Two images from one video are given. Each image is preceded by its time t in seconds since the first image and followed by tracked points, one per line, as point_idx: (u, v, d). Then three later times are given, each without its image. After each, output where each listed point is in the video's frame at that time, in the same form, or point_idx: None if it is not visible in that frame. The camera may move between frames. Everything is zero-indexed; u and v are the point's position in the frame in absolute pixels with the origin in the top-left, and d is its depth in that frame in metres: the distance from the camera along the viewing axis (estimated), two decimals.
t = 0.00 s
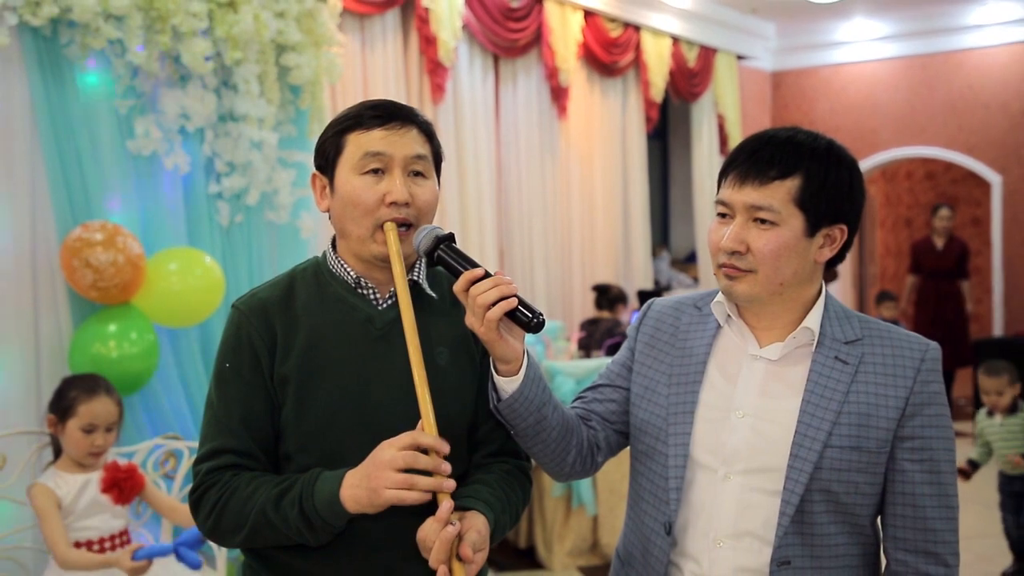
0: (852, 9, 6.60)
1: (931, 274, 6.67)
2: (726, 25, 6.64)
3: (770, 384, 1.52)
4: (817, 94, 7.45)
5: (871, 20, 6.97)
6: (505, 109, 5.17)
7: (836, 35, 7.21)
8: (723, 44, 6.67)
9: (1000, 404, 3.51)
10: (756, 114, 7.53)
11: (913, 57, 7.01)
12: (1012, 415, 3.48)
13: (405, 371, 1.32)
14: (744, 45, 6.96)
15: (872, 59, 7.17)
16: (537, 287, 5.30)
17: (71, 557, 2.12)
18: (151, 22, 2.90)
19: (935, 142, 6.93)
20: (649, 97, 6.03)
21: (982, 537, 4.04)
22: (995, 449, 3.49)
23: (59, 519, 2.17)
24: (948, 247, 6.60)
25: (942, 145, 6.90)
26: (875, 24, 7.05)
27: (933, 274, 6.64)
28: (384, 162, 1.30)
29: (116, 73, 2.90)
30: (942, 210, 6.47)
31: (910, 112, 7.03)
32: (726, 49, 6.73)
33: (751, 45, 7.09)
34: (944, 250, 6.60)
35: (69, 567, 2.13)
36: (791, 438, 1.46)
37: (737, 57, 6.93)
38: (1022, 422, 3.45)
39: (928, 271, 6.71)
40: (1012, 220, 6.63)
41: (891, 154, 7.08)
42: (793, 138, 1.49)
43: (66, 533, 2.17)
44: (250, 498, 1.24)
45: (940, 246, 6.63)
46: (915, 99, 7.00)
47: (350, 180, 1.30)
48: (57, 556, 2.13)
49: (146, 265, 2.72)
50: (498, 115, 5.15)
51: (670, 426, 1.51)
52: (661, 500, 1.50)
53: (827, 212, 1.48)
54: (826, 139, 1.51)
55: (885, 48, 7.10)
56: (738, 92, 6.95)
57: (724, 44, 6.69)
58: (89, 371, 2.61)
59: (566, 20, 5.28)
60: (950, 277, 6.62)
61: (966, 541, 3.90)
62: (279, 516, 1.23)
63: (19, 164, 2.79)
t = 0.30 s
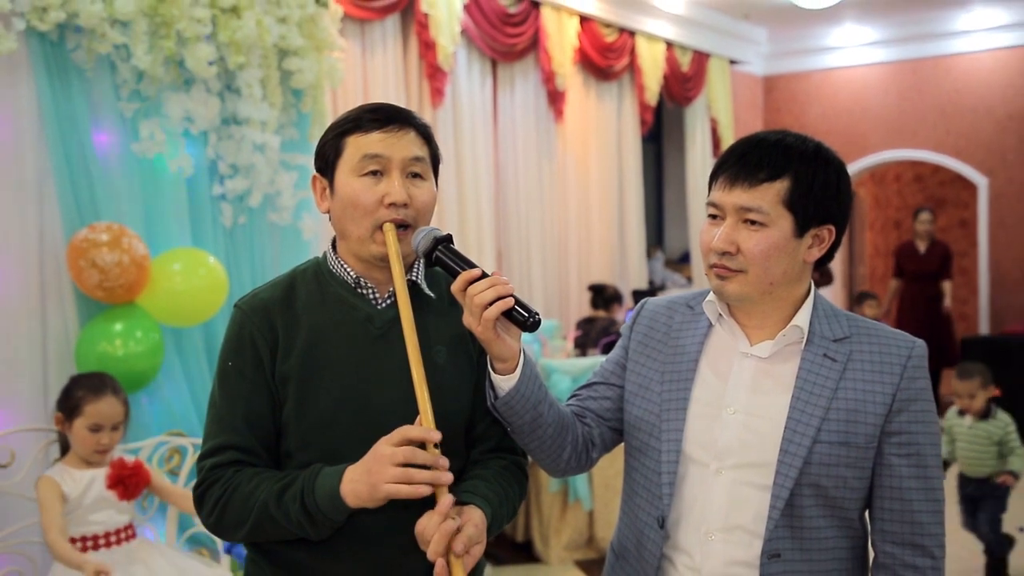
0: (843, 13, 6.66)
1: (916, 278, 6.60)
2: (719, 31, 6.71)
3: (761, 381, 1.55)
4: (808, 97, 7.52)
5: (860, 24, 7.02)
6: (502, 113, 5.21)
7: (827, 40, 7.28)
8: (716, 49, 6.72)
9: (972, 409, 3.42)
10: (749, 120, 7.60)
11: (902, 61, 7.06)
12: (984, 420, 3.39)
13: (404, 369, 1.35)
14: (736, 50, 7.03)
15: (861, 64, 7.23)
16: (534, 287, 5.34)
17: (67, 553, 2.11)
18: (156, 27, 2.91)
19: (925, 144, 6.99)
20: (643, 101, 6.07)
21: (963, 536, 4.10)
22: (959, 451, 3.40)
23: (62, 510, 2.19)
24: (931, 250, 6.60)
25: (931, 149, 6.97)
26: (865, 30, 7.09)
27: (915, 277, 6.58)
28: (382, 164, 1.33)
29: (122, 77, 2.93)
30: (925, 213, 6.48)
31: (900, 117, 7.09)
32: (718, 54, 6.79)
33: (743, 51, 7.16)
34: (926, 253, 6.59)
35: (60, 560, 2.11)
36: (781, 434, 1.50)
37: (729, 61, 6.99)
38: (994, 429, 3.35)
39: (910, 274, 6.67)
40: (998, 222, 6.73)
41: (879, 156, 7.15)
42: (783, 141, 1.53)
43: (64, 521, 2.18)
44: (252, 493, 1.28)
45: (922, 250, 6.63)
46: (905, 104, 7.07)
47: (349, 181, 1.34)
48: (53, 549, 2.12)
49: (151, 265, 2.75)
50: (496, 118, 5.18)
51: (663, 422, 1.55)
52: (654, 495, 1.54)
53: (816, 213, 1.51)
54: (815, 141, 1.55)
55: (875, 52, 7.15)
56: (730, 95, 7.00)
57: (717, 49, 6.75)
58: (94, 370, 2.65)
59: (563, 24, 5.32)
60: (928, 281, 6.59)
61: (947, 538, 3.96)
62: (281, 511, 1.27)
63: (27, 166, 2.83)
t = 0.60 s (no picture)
0: (832, 18, 6.81)
1: (895, 276, 6.66)
2: (711, 37, 6.81)
3: (751, 377, 1.60)
4: (797, 99, 7.74)
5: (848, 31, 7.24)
6: (500, 116, 5.26)
7: (815, 45, 7.50)
8: (708, 55, 6.81)
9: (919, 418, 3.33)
10: (740, 121, 7.77)
11: (888, 67, 7.28)
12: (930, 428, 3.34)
13: (403, 366, 1.40)
14: (727, 55, 7.15)
15: (849, 69, 7.46)
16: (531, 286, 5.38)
17: (80, 548, 2.16)
18: (162, 33, 2.97)
19: (910, 147, 7.20)
20: (638, 105, 6.13)
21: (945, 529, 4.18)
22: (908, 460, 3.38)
23: (75, 506, 2.23)
24: (913, 249, 6.64)
25: (915, 151, 7.18)
26: (854, 36, 7.30)
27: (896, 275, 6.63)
28: (383, 166, 1.37)
29: (129, 81, 2.98)
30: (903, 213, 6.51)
31: (886, 120, 7.32)
32: (710, 60, 6.87)
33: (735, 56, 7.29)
34: (906, 251, 6.62)
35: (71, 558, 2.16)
36: (770, 428, 1.54)
37: (721, 66, 7.09)
38: (939, 436, 3.32)
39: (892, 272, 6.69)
40: (982, 221, 6.88)
41: (867, 159, 7.37)
42: (769, 143, 1.57)
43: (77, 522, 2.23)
44: (255, 487, 1.32)
45: (902, 248, 6.66)
46: (890, 108, 7.29)
47: (350, 182, 1.38)
48: (64, 544, 2.17)
49: (157, 264, 2.80)
50: (494, 121, 5.23)
51: (656, 418, 1.60)
52: (647, 488, 1.59)
53: (802, 213, 1.56)
54: (799, 143, 1.59)
55: (861, 57, 7.38)
56: (722, 98, 7.08)
57: (709, 54, 6.82)
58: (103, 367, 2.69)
59: (559, 30, 5.38)
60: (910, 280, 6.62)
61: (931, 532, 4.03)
62: (284, 504, 1.31)
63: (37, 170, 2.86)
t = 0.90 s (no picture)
0: (822, 23, 6.92)
1: (882, 278, 6.69)
2: (704, 42, 6.91)
3: (742, 373, 1.64)
4: (788, 103, 7.84)
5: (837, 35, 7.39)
6: (499, 119, 5.30)
7: (806, 50, 7.62)
8: (701, 59, 6.91)
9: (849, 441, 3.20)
10: (732, 125, 7.87)
11: (876, 72, 7.43)
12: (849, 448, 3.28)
13: (403, 362, 1.44)
14: (719, 59, 7.23)
15: (838, 72, 7.58)
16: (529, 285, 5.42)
17: (101, 539, 2.22)
18: (168, 38, 3.01)
19: (897, 149, 7.35)
20: (633, 108, 6.19)
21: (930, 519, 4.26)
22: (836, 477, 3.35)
23: (89, 500, 2.27)
24: (901, 252, 6.68)
25: (904, 153, 7.33)
26: (842, 41, 7.46)
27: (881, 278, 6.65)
28: (383, 166, 1.41)
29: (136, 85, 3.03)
30: (893, 216, 6.55)
31: (877, 123, 7.44)
32: (704, 64, 6.97)
33: (727, 60, 7.37)
34: (895, 253, 6.66)
35: (95, 550, 2.22)
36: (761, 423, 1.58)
37: (713, 71, 7.19)
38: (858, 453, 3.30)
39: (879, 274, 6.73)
40: (968, 221, 7.03)
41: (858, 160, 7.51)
42: (759, 145, 1.61)
43: (94, 516, 2.27)
44: (259, 480, 1.36)
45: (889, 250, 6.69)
46: (880, 110, 7.42)
47: (351, 183, 1.41)
48: (85, 536, 2.22)
49: (163, 264, 2.84)
50: (493, 124, 5.27)
51: (649, 413, 1.64)
52: (641, 481, 1.63)
53: (792, 213, 1.60)
54: (789, 146, 1.63)
55: (850, 62, 7.51)
56: (714, 99, 7.15)
57: (702, 58, 6.92)
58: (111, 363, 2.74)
59: (556, 34, 5.45)
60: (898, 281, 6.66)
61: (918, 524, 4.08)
62: (286, 497, 1.34)
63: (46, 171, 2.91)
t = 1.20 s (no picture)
0: (810, 29, 6.98)
1: (869, 276, 6.75)
2: (697, 47, 6.99)
3: (733, 369, 1.69)
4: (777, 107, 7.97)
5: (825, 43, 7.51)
6: (497, 123, 5.36)
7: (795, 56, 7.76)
8: (694, 64, 6.99)
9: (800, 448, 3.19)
10: (724, 128, 7.97)
11: (865, 76, 7.57)
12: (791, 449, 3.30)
13: (404, 358, 1.47)
14: (712, 63, 7.33)
15: (828, 77, 7.73)
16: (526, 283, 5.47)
17: (109, 529, 2.27)
18: (175, 42, 3.06)
19: (886, 152, 7.50)
20: (627, 111, 6.25)
21: (913, 508, 4.34)
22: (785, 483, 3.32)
23: (97, 492, 2.32)
24: (888, 250, 6.74)
25: (892, 155, 7.48)
26: (832, 47, 7.58)
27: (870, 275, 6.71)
28: (384, 167, 1.44)
29: (143, 89, 3.07)
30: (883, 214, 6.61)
31: (865, 126, 7.58)
32: (696, 69, 7.05)
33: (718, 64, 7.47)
34: (882, 252, 6.72)
35: (104, 539, 2.26)
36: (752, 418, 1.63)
37: (705, 75, 7.26)
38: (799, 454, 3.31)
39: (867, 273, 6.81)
40: (953, 224, 7.21)
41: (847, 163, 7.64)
42: (753, 147, 1.66)
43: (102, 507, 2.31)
44: (263, 473, 1.38)
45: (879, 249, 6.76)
46: (868, 115, 7.56)
47: (353, 184, 1.44)
48: (95, 528, 2.27)
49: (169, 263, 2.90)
50: (491, 128, 5.33)
51: (644, 408, 1.69)
52: (635, 474, 1.67)
53: (783, 213, 1.65)
54: (782, 149, 1.68)
55: (839, 67, 7.66)
56: (707, 105, 7.21)
57: (695, 63, 7.01)
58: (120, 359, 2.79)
59: (553, 38, 5.51)
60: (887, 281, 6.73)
61: (906, 517, 4.15)
62: (290, 489, 1.36)
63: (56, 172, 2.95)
